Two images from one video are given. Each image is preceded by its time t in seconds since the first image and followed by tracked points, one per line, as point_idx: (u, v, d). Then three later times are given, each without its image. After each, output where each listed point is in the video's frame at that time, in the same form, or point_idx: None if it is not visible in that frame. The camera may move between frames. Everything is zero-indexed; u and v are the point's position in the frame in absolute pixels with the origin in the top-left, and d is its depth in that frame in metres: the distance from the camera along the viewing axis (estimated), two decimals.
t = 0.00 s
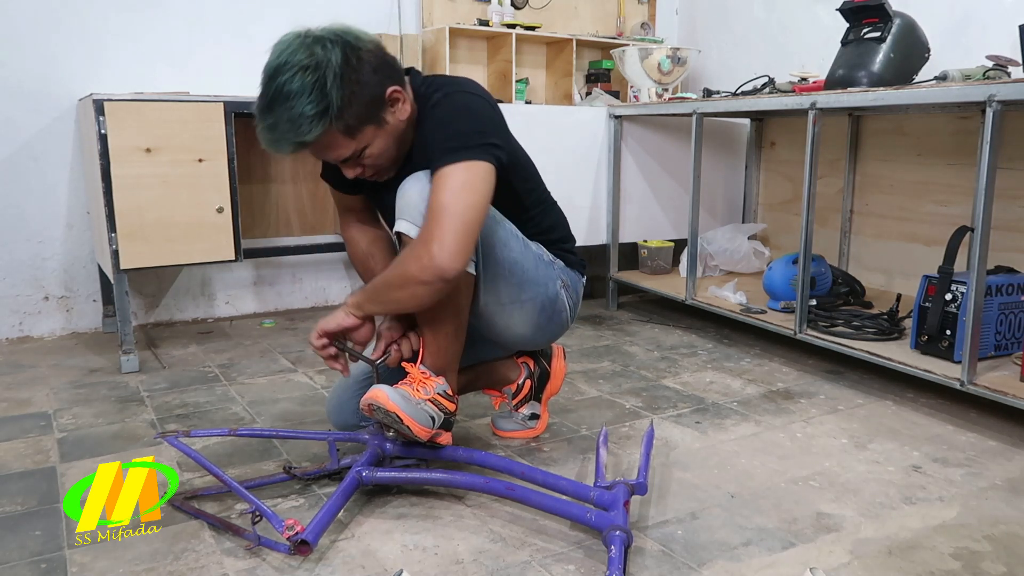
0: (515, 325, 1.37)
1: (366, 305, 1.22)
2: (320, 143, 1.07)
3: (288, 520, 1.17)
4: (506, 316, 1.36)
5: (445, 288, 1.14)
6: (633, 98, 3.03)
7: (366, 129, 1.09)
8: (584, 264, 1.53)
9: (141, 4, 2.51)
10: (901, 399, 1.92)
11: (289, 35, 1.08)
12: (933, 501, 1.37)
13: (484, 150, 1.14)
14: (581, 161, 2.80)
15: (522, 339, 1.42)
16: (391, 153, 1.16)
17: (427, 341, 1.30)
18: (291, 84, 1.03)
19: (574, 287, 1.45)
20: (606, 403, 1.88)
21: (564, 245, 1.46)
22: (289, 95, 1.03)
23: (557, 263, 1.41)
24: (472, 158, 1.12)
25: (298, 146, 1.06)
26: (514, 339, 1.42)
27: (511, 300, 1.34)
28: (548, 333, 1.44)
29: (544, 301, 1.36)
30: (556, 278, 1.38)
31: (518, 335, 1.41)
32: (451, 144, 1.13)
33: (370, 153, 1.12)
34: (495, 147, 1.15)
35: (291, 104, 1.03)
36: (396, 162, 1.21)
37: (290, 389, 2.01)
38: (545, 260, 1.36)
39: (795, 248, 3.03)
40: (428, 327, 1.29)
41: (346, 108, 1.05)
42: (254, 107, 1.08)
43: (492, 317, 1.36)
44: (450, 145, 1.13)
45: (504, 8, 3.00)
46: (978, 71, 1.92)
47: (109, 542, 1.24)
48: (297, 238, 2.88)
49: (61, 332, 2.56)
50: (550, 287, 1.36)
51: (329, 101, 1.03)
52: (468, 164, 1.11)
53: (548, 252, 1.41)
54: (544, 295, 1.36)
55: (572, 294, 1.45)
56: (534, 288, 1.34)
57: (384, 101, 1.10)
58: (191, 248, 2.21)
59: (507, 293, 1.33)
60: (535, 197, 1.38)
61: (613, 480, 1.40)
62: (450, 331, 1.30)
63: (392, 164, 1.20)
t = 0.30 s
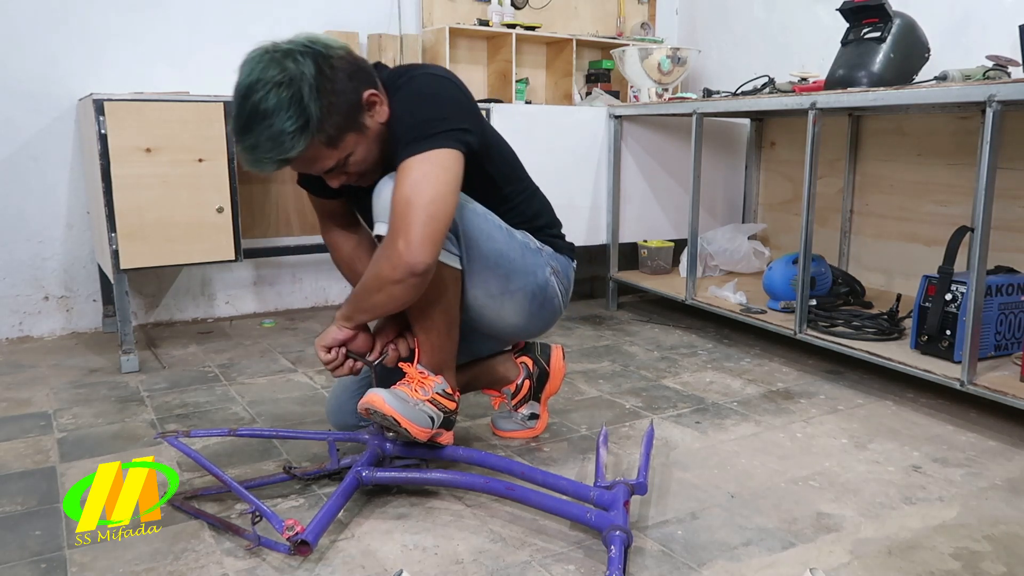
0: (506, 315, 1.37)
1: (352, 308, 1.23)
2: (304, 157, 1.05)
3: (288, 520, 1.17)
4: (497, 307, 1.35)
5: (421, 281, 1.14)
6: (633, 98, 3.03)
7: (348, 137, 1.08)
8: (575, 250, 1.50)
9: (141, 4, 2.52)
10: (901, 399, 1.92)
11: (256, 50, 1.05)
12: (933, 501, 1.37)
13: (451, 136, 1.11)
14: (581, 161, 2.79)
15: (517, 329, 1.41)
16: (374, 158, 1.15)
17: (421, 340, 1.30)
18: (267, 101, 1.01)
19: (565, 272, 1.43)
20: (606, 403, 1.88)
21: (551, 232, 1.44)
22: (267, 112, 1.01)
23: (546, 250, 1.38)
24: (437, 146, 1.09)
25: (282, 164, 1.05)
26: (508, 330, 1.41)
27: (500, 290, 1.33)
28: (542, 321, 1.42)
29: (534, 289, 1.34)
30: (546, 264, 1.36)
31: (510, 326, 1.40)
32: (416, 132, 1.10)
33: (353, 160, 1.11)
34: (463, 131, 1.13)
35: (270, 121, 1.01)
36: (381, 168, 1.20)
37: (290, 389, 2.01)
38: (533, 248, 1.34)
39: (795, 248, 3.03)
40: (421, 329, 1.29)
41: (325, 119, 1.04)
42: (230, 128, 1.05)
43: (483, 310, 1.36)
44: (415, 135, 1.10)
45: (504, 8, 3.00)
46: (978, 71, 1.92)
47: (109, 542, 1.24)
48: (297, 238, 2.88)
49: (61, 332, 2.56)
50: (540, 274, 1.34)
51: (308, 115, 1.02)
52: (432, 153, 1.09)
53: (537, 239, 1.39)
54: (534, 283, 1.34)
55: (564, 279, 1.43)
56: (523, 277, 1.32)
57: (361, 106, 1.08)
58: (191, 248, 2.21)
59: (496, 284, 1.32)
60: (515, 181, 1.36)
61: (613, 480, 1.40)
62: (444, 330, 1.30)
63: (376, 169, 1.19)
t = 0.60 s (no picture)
0: (495, 311, 1.37)
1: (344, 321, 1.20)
2: (277, 179, 1.01)
3: (288, 520, 1.18)
4: (485, 304, 1.35)
5: (417, 288, 1.12)
6: (633, 98, 3.03)
7: (319, 151, 1.03)
8: (558, 234, 1.48)
9: (141, 4, 2.51)
10: (901, 399, 1.92)
11: (206, 76, 0.99)
12: (933, 501, 1.37)
13: (422, 139, 1.07)
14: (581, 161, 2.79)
15: (506, 323, 1.41)
16: (348, 164, 1.11)
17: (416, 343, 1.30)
18: (229, 127, 0.95)
19: (551, 261, 1.42)
20: (606, 403, 1.88)
21: (535, 221, 1.41)
22: (232, 140, 0.95)
23: (532, 242, 1.37)
24: (409, 152, 1.05)
25: (256, 189, 1.00)
26: (497, 324, 1.41)
27: (488, 289, 1.33)
28: (530, 312, 1.42)
29: (520, 284, 1.34)
30: (531, 257, 1.35)
31: (499, 319, 1.40)
32: (386, 140, 1.06)
33: (326, 172, 1.07)
34: (433, 131, 1.09)
35: (238, 149, 0.96)
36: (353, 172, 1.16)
37: (290, 389, 2.01)
38: (517, 242, 1.33)
39: (795, 248, 3.03)
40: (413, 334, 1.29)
41: (293, 135, 0.99)
42: (193, 160, 1.00)
43: (472, 307, 1.36)
44: (382, 145, 1.06)
45: (504, 8, 3.00)
46: (978, 71, 1.92)
47: (109, 542, 1.24)
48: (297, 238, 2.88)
49: (61, 332, 2.56)
50: (526, 269, 1.33)
51: (275, 136, 0.97)
52: (405, 160, 1.04)
53: (520, 232, 1.37)
54: (520, 277, 1.33)
55: (550, 269, 1.41)
56: (510, 274, 1.32)
57: (327, 118, 1.04)
58: (191, 248, 2.21)
59: (483, 283, 1.32)
60: (497, 174, 1.33)
61: (612, 480, 1.40)
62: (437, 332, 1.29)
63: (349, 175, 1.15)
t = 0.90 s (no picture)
0: (491, 308, 1.37)
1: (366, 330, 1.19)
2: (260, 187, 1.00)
3: (288, 520, 1.18)
4: (482, 303, 1.36)
5: (440, 287, 1.10)
6: (633, 98, 3.03)
7: (302, 157, 1.03)
8: (547, 224, 1.48)
9: (141, 4, 2.52)
10: (901, 399, 1.92)
11: (185, 84, 0.97)
12: (933, 501, 1.37)
13: (416, 140, 1.06)
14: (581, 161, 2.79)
15: (501, 318, 1.42)
16: (332, 166, 1.11)
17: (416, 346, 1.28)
18: (211, 137, 0.94)
19: (543, 254, 1.42)
20: (606, 403, 1.88)
21: (524, 215, 1.41)
22: (214, 150, 0.94)
23: (524, 237, 1.37)
24: (406, 154, 1.04)
25: (242, 198, 0.99)
26: (493, 320, 1.41)
27: (484, 288, 1.33)
28: (525, 307, 1.43)
29: (515, 281, 1.34)
30: (525, 253, 1.35)
31: (495, 315, 1.40)
32: (380, 145, 1.05)
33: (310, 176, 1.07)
34: (425, 132, 1.08)
35: (221, 159, 0.94)
36: (337, 174, 1.16)
37: (290, 389, 2.01)
38: (510, 239, 1.33)
39: (795, 248, 3.03)
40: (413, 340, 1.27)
41: (278, 143, 0.98)
42: (173, 169, 0.98)
43: (468, 307, 1.36)
44: (378, 153, 1.05)
45: (504, 8, 3.00)
46: (978, 71, 1.92)
47: (109, 542, 1.24)
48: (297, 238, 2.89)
49: (61, 332, 2.56)
50: (520, 265, 1.34)
51: (259, 145, 0.96)
52: (405, 164, 1.03)
53: (512, 228, 1.37)
54: (515, 273, 1.34)
55: (543, 263, 1.41)
56: (504, 271, 1.32)
57: (310, 124, 1.03)
58: (191, 248, 2.21)
59: (480, 283, 1.32)
60: (484, 170, 1.32)
61: (612, 480, 1.40)
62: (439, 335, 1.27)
63: (331, 178, 1.15)
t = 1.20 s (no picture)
0: (495, 314, 1.36)
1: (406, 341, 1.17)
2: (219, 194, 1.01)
3: (288, 521, 1.18)
4: (486, 309, 1.35)
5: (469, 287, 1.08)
6: (633, 98, 3.03)
7: (268, 172, 1.02)
8: (553, 233, 1.47)
9: (141, 4, 2.52)
10: (901, 399, 1.92)
11: (170, 86, 0.99)
12: (933, 501, 1.37)
13: (425, 150, 1.05)
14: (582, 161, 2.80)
15: (504, 325, 1.41)
16: (310, 181, 1.09)
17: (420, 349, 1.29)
18: (167, 147, 0.96)
19: (549, 263, 1.42)
20: (606, 403, 1.88)
21: (532, 223, 1.41)
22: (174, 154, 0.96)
23: (530, 245, 1.37)
24: (415, 162, 1.03)
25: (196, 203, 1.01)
26: (495, 326, 1.40)
27: (490, 294, 1.32)
28: (528, 315, 1.42)
29: (520, 289, 1.33)
30: (530, 261, 1.35)
31: (498, 322, 1.40)
32: (390, 155, 1.04)
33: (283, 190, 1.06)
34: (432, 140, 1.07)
35: (179, 162, 0.96)
36: (325, 185, 1.14)
37: (290, 389, 2.01)
38: (517, 247, 1.32)
39: (795, 248, 3.03)
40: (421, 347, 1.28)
41: (231, 161, 0.98)
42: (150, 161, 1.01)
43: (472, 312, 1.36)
44: (385, 162, 1.04)
45: (504, 8, 3.00)
46: (978, 71, 1.92)
47: (109, 541, 1.24)
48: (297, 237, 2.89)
49: (61, 332, 2.56)
50: (525, 274, 1.33)
51: (207, 162, 0.96)
52: (415, 170, 1.02)
53: (518, 236, 1.36)
54: (521, 282, 1.33)
55: (547, 272, 1.41)
56: (511, 279, 1.31)
57: (281, 140, 1.01)
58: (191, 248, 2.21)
59: (486, 289, 1.31)
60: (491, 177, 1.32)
61: (612, 480, 1.40)
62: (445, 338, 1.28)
63: (320, 188, 1.14)
